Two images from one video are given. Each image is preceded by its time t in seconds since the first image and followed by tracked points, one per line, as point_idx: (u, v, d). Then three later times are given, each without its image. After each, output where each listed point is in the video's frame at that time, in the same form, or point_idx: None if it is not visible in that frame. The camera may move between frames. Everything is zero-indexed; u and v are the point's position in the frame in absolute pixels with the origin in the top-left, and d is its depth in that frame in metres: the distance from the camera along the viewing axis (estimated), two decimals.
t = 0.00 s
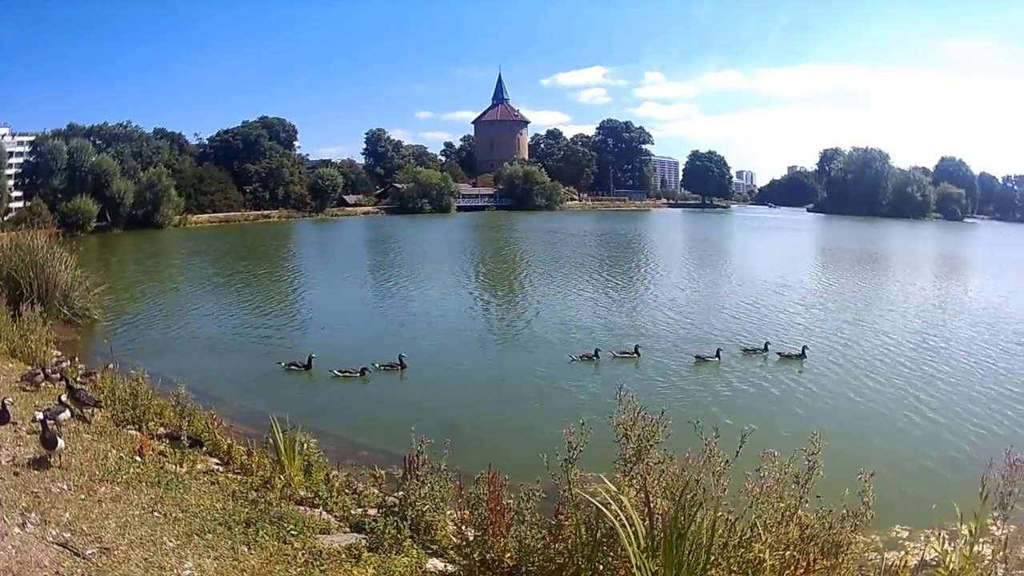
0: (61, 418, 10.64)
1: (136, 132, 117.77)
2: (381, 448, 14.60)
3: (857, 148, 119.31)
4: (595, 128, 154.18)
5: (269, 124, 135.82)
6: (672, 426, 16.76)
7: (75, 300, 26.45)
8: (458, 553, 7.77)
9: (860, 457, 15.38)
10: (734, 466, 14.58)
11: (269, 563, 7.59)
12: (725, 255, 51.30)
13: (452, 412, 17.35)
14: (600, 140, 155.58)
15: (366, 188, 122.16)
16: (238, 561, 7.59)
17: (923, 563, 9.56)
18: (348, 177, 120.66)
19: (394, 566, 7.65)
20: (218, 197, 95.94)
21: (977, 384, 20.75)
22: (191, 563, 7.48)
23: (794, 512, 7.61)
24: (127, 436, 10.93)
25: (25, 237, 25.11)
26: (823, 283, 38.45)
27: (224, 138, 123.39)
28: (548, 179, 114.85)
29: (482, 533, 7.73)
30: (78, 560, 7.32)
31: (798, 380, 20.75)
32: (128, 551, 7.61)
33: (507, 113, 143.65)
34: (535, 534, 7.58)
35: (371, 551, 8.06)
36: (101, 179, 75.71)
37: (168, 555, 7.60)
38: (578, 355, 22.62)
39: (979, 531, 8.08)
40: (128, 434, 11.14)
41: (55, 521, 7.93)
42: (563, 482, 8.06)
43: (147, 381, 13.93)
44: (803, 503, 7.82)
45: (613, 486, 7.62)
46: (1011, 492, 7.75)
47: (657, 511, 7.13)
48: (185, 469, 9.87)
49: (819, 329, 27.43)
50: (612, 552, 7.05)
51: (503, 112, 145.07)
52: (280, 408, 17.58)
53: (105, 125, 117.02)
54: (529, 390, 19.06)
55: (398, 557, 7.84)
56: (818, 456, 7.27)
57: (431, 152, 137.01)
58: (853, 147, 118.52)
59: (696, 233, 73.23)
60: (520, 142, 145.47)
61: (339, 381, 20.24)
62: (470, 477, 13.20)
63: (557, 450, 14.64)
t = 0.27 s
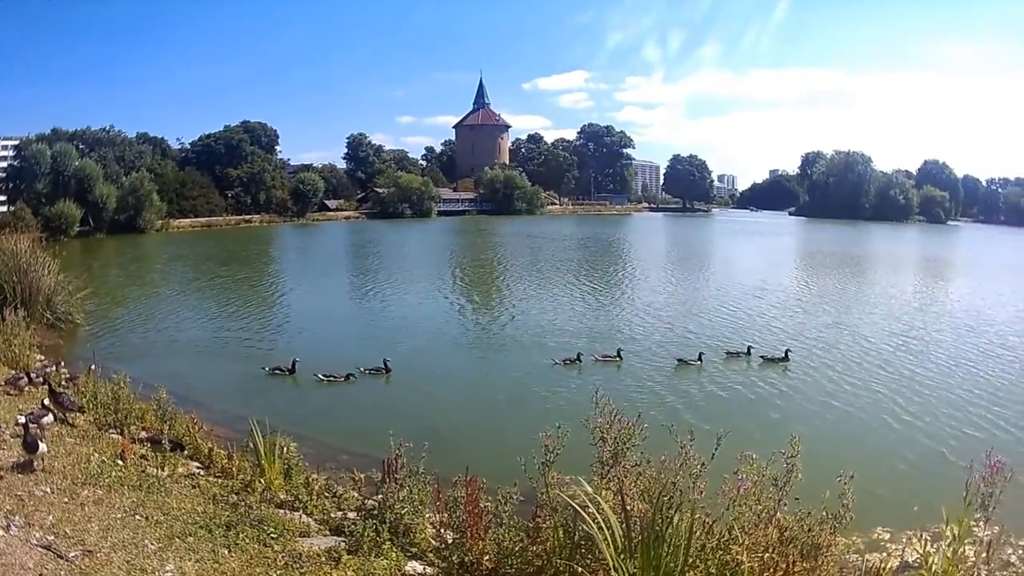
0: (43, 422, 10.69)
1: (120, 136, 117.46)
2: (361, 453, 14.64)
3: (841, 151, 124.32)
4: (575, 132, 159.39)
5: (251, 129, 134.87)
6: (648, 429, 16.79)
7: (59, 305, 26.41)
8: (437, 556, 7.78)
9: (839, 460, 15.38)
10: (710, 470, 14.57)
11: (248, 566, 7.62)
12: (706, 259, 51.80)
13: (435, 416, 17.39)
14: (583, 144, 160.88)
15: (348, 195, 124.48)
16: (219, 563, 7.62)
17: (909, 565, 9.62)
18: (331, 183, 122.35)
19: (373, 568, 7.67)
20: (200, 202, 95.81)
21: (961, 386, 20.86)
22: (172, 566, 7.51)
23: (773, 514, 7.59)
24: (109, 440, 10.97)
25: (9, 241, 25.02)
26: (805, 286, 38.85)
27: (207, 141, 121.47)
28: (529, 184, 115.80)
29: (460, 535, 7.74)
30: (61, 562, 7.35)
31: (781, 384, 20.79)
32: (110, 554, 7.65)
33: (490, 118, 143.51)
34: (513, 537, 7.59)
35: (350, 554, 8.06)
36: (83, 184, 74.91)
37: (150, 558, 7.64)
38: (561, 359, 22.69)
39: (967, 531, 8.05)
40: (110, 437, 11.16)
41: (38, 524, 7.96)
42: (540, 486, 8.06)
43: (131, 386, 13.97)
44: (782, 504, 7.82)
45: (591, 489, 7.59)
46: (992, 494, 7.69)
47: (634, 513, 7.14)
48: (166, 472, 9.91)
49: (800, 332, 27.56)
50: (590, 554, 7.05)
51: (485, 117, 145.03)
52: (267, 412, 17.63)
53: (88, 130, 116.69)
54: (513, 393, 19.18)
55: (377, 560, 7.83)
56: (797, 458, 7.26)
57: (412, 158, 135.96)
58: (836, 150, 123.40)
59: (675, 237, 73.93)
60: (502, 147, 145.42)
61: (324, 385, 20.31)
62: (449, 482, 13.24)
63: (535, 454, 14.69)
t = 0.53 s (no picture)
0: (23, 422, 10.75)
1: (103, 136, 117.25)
2: (338, 454, 14.71)
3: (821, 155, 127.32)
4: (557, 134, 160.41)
5: (233, 130, 135.22)
6: (620, 431, 16.87)
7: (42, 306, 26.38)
8: (415, 558, 7.82)
9: (818, 462, 15.43)
10: (684, 473, 14.66)
11: (227, 567, 7.63)
12: (687, 262, 52.23)
13: (417, 417, 17.47)
14: (563, 145, 162.24)
15: (331, 196, 120.88)
16: (198, 565, 7.65)
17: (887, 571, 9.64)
18: (311, 184, 118.20)
19: (350, 570, 7.69)
20: (182, 203, 95.77)
21: (942, 389, 21.04)
22: (151, 567, 7.52)
23: (750, 518, 7.60)
24: (89, 441, 11.02)
25: None
26: (787, 289, 39.23)
27: (188, 142, 122.59)
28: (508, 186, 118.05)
29: (437, 537, 7.78)
30: (42, 562, 7.36)
31: (761, 386, 20.87)
32: (90, 555, 7.66)
33: (471, 120, 147.22)
34: (489, 539, 7.64)
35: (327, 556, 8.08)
36: (67, 183, 74.79)
37: (130, 558, 7.66)
38: (542, 362, 22.78)
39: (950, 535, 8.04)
40: (91, 438, 11.20)
41: (20, 525, 7.96)
42: (515, 489, 8.09)
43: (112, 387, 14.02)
44: (758, 507, 7.84)
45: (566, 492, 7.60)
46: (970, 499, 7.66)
47: (609, 516, 7.18)
48: (145, 475, 9.96)
49: (779, 335, 27.74)
50: (567, 557, 7.06)
51: (465, 119, 148.57)
52: (252, 415, 17.70)
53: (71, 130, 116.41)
54: (494, 394, 19.35)
55: (354, 562, 7.84)
56: (771, 460, 7.29)
57: (394, 160, 134.11)
58: (816, 153, 126.37)
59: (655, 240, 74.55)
60: (483, 149, 148.90)
61: (307, 387, 20.39)
62: (425, 483, 13.32)
63: (508, 456, 14.78)
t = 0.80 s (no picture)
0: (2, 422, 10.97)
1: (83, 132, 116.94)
2: (315, 451, 14.79)
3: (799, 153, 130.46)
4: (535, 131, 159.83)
5: (212, 128, 135.25)
6: (591, 430, 17.11)
7: (22, 303, 26.34)
8: (389, 555, 7.82)
9: (793, 461, 15.61)
10: (657, 471, 14.84)
11: (204, 563, 7.67)
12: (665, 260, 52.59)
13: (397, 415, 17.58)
14: (540, 142, 161.52)
15: (308, 193, 122.10)
16: (176, 561, 7.65)
17: (866, 568, 10.03)
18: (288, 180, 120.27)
19: (325, 567, 7.73)
20: (160, 199, 95.06)
21: (917, 386, 21.37)
22: (130, 563, 7.54)
23: (722, 516, 7.61)
24: (67, 439, 11.08)
25: None
26: (768, 287, 39.61)
27: (167, 138, 123.52)
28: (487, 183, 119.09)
29: (410, 534, 7.83)
30: (21, 559, 7.33)
31: (738, 384, 21.03)
32: (69, 551, 7.66)
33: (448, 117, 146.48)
34: (462, 536, 7.71)
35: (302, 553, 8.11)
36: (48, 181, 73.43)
37: (109, 555, 7.65)
38: (521, 360, 22.99)
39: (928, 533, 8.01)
40: (70, 436, 11.28)
41: None
42: (488, 486, 8.12)
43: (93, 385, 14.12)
44: (732, 505, 7.83)
45: (538, 490, 7.64)
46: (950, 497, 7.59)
47: (581, 513, 7.26)
48: (124, 472, 9.99)
49: (756, 333, 27.96)
50: (538, 554, 7.09)
51: (443, 115, 147.62)
52: (237, 412, 17.78)
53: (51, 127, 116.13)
54: (472, 391, 19.51)
55: (328, 559, 7.87)
56: (742, 458, 7.34)
57: (372, 156, 135.14)
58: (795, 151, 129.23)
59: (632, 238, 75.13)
60: (461, 146, 148.47)
61: (289, 384, 20.52)
62: (400, 480, 13.43)
63: (483, 453, 14.89)
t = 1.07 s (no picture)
0: None
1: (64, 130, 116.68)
2: (292, 446, 14.98)
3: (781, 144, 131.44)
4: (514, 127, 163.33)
5: (192, 124, 136.92)
6: (569, 421, 17.43)
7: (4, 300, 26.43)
8: (368, 548, 7.94)
9: (775, 457, 15.84)
10: (636, 462, 15.27)
11: (184, 558, 7.70)
12: (644, 253, 53.12)
13: (381, 409, 17.77)
14: (518, 138, 164.98)
15: (286, 188, 119.97)
16: (158, 556, 7.67)
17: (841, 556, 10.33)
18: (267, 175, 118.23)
19: (304, 561, 7.81)
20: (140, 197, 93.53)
21: (894, 378, 21.84)
22: (111, 558, 7.56)
23: (700, 509, 7.75)
24: (49, 435, 11.12)
25: None
26: (749, 280, 40.16)
27: (150, 135, 124.84)
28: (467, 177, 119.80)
29: (389, 527, 7.91)
30: (5, 555, 7.33)
31: (717, 378, 21.38)
32: (53, 547, 7.68)
33: (427, 112, 146.18)
34: (440, 529, 7.80)
35: (283, 547, 8.18)
36: (29, 179, 72.56)
37: (92, 550, 7.68)
38: (503, 352, 23.33)
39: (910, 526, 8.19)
40: (53, 433, 11.34)
41: None
42: (466, 479, 8.19)
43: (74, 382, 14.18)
44: (708, 498, 8.00)
45: (516, 482, 7.72)
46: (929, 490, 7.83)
47: (559, 505, 7.33)
48: (106, 467, 10.01)
49: (736, 326, 28.34)
50: (516, 546, 7.15)
51: (421, 110, 147.37)
52: (222, 409, 17.94)
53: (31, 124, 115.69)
54: (452, 383, 19.79)
55: (308, 553, 7.97)
56: (719, 450, 7.54)
57: (350, 152, 135.59)
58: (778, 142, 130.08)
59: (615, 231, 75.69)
60: (440, 141, 147.87)
61: (271, 378, 20.67)
62: (377, 472, 13.70)
63: (460, 446, 15.11)
